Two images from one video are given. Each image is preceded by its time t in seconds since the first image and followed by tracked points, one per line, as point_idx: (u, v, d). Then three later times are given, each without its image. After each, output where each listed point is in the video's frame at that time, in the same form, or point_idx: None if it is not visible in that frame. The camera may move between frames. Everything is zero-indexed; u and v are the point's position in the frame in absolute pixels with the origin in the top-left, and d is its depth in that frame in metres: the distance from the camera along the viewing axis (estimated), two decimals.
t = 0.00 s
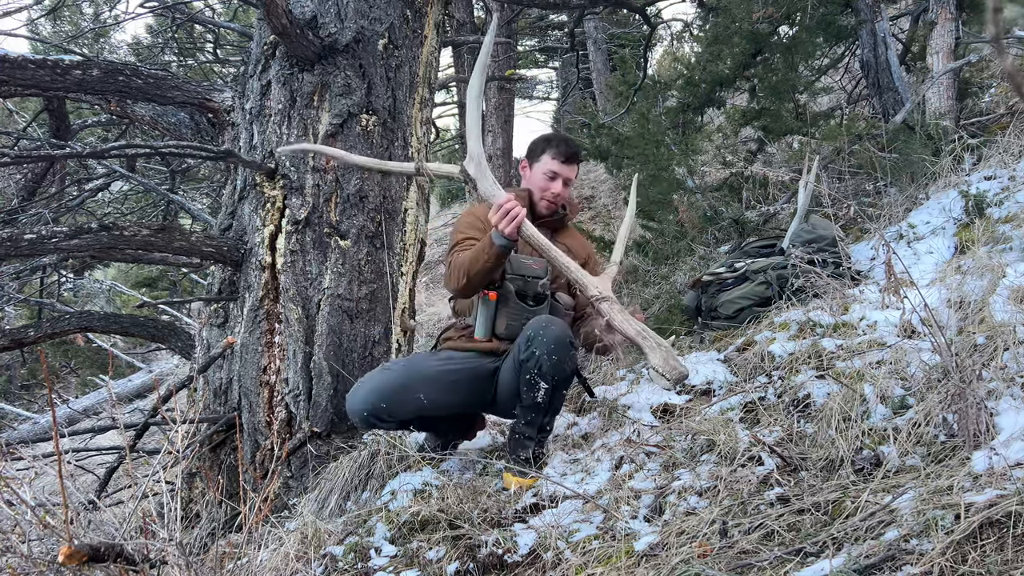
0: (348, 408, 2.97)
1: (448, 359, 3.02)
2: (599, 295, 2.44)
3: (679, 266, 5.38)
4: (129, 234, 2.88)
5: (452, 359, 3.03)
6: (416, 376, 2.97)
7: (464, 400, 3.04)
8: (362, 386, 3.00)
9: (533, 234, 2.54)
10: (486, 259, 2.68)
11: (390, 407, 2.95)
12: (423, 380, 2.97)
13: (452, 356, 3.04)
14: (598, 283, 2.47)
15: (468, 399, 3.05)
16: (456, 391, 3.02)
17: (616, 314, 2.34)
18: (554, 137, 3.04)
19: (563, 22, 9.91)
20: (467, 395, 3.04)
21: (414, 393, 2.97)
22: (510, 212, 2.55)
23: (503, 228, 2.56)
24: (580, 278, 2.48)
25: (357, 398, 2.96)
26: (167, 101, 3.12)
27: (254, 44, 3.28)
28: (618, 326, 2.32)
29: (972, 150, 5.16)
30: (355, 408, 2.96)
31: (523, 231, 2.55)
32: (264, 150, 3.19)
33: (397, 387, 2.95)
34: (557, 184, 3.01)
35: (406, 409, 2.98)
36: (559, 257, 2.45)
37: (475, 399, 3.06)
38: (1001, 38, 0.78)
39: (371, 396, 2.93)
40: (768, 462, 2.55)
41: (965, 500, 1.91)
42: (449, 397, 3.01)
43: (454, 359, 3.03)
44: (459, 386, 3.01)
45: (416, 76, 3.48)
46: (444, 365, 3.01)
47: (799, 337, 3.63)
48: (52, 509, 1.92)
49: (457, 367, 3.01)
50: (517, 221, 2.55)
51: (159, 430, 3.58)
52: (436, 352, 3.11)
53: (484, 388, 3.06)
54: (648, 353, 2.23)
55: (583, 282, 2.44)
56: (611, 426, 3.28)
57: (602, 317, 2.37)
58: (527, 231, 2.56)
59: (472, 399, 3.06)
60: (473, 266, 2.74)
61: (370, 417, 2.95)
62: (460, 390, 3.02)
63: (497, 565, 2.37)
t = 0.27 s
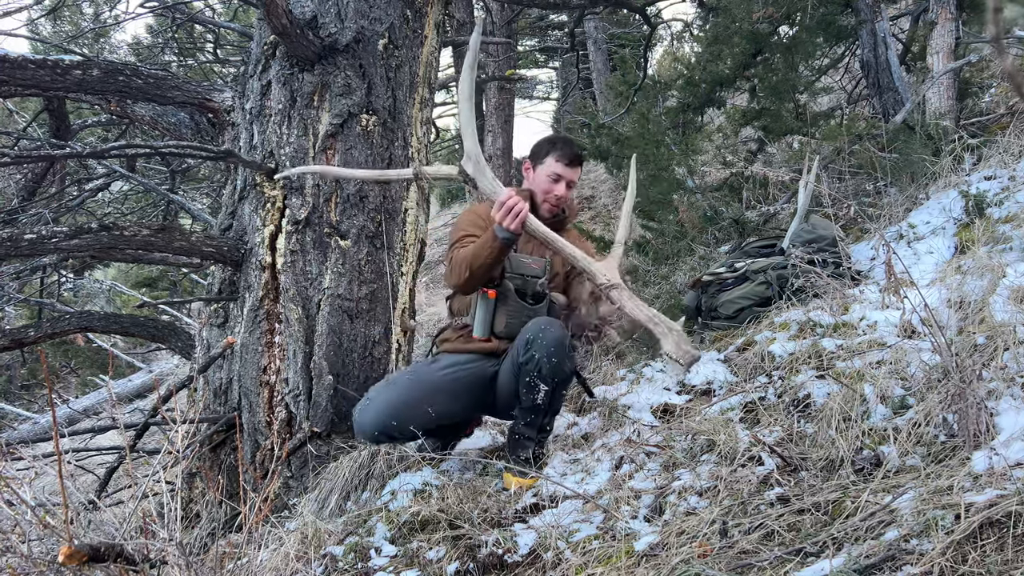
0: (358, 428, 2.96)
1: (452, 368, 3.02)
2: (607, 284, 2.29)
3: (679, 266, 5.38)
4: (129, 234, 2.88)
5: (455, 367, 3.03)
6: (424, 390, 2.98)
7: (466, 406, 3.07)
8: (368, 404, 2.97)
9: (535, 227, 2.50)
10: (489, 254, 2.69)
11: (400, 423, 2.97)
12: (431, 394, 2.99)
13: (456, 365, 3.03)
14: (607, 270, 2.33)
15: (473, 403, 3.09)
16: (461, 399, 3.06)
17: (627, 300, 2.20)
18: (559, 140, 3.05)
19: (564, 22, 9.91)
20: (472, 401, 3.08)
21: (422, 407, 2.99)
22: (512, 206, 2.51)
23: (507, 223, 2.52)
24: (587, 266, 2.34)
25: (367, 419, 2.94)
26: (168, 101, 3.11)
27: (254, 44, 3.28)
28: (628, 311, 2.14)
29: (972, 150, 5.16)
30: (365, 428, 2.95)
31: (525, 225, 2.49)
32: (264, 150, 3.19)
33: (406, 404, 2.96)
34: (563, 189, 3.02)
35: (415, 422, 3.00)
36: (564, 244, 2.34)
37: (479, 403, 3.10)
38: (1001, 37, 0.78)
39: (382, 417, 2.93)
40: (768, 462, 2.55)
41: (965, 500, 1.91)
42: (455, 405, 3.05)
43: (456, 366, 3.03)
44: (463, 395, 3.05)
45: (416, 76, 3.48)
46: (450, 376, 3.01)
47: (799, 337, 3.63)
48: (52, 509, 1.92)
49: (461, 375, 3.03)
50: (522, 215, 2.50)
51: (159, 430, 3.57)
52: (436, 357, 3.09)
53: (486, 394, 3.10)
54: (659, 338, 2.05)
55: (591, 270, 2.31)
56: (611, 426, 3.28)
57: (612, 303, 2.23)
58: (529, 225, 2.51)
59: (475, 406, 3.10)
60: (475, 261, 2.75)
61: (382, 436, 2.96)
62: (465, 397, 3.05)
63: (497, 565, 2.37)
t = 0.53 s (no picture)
0: (358, 436, 2.96)
1: (451, 373, 3.01)
2: (618, 273, 2.29)
3: (679, 266, 5.39)
4: (129, 235, 2.88)
5: (455, 372, 3.02)
6: (424, 397, 2.98)
7: (466, 409, 3.08)
8: (368, 413, 2.97)
9: (539, 223, 2.46)
10: (491, 255, 2.67)
11: (401, 431, 2.97)
12: (430, 400, 2.99)
13: (455, 370, 3.02)
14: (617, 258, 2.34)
15: (474, 406, 3.09)
16: (461, 403, 3.06)
17: (641, 285, 2.20)
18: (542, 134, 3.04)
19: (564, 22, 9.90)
20: (472, 404, 3.08)
21: (422, 414, 3.00)
22: (514, 204, 2.47)
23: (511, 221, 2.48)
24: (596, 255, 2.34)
25: (367, 428, 2.94)
26: (168, 101, 3.11)
27: (255, 44, 3.28)
28: (644, 297, 2.15)
29: (972, 150, 5.16)
30: (366, 437, 2.95)
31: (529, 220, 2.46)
32: (264, 150, 3.19)
33: (406, 412, 2.97)
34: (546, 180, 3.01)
35: (416, 428, 3.01)
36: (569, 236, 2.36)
37: (480, 405, 3.11)
38: (1002, 37, 0.77)
39: (382, 426, 2.93)
40: (768, 462, 2.55)
41: (965, 500, 1.91)
42: (456, 409, 3.06)
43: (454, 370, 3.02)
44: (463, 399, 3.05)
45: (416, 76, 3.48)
46: (449, 382, 3.01)
47: (799, 337, 3.63)
48: (52, 509, 1.92)
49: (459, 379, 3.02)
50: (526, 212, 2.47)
51: (159, 430, 3.57)
52: (434, 361, 3.08)
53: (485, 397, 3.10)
54: (680, 320, 2.08)
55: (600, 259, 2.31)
56: (611, 426, 3.28)
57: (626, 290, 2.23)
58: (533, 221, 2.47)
59: (474, 409, 3.10)
60: (479, 263, 2.73)
61: (383, 443, 2.96)
62: (465, 402, 3.06)
63: (497, 565, 2.37)
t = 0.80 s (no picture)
0: (358, 437, 2.96)
1: (451, 373, 3.02)
2: (610, 266, 2.33)
3: (679, 266, 5.39)
4: (129, 235, 2.89)
5: (455, 372, 3.02)
6: (424, 397, 2.98)
7: (466, 409, 3.08)
8: (368, 413, 2.97)
9: (530, 221, 2.48)
10: (489, 255, 2.67)
11: (401, 431, 2.97)
12: (430, 401, 2.99)
13: (455, 370, 3.02)
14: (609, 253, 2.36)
15: (474, 406, 3.10)
16: (461, 404, 3.06)
17: (634, 280, 2.25)
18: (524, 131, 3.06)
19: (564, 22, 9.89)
20: (473, 405, 3.08)
21: (422, 414, 3.00)
22: (507, 201, 2.48)
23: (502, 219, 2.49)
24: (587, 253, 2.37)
25: (367, 428, 2.94)
26: (168, 101, 3.11)
27: (255, 44, 3.28)
28: (637, 292, 2.24)
29: (972, 150, 5.16)
30: (366, 438, 2.95)
31: (520, 218, 2.48)
32: (264, 150, 3.19)
33: (406, 412, 2.97)
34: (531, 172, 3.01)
35: (416, 429, 3.01)
36: (559, 235, 2.38)
37: (480, 406, 3.11)
38: (1003, 38, 0.77)
39: (382, 426, 2.93)
40: (768, 462, 2.55)
41: (965, 500, 1.91)
42: (456, 410, 3.06)
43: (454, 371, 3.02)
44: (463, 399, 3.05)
45: (417, 76, 3.48)
46: (449, 382, 3.01)
47: (799, 337, 3.63)
48: (52, 509, 1.92)
49: (459, 380, 3.02)
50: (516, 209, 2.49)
51: (159, 430, 3.57)
52: (433, 362, 3.08)
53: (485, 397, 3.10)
54: (673, 311, 2.14)
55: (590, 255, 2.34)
56: (611, 426, 3.29)
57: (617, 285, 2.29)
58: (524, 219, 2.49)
59: (474, 409, 3.10)
60: (475, 266, 2.73)
61: (383, 444, 2.96)
62: (465, 402, 3.06)
63: (497, 565, 2.37)
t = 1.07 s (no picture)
0: (357, 436, 2.96)
1: (450, 372, 3.01)
2: (598, 274, 2.26)
3: (679, 266, 5.39)
4: (129, 234, 2.89)
5: (454, 371, 3.02)
6: (423, 397, 2.98)
7: (466, 408, 3.08)
8: (367, 412, 2.96)
9: (526, 219, 2.48)
10: (483, 251, 2.67)
11: (401, 430, 2.97)
12: (430, 399, 2.99)
13: (454, 368, 3.02)
14: (599, 262, 2.30)
15: (474, 404, 3.10)
16: (459, 403, 3.06)
17: (619, 290, 2.19)
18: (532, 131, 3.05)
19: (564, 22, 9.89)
20: (472, 404, 3.08)
21: (421, 412, 2.99)
22: (504, 197, 2.50)
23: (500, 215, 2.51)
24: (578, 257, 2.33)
25: (366, 428, 2.93)
26: (168, 101, 3.12)
27: (255, 44, 3.28)
28: (621, 301, 2.16)
29: (973, 150, 5.15)
30: (365, 437, 2.95)
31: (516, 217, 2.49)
32: (264, 150, 3.19)
33: (405, 411, 2.96)
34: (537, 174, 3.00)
35: (415, 427, 3.01)
36: (550, 237, 2.37)
37: (479, 405, 3.11)
38: (1003, 37, 0.75)
39: (381, 426, 2.92)
40: (769, 462, 2.55)
41: (965, 500, 1.91)
42: (455, 409, 3.06)
43: (454, 368, 3.02)
44: (462, 398, 3.05)
45: (417, 76, 3.47)
46: (448, 381, 3.01)
47: (800, 337, 3.63)
48: (52, 509, 1.92)
49: (458, 378, 3.02)
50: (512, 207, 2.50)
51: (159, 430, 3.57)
52: (433, 361, 3.07)
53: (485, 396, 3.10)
54: (654, 323, 2.11)
55: (580, 262, 2.29)
56: (611, 425, 3.29)
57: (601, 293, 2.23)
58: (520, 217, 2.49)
59: (474, 408, 3.10)
60: (469, 264, 2.73)
61: (382, 443, 2.96)
62: (464, 401, 3.06)
63: (498, 565, 2.37)
